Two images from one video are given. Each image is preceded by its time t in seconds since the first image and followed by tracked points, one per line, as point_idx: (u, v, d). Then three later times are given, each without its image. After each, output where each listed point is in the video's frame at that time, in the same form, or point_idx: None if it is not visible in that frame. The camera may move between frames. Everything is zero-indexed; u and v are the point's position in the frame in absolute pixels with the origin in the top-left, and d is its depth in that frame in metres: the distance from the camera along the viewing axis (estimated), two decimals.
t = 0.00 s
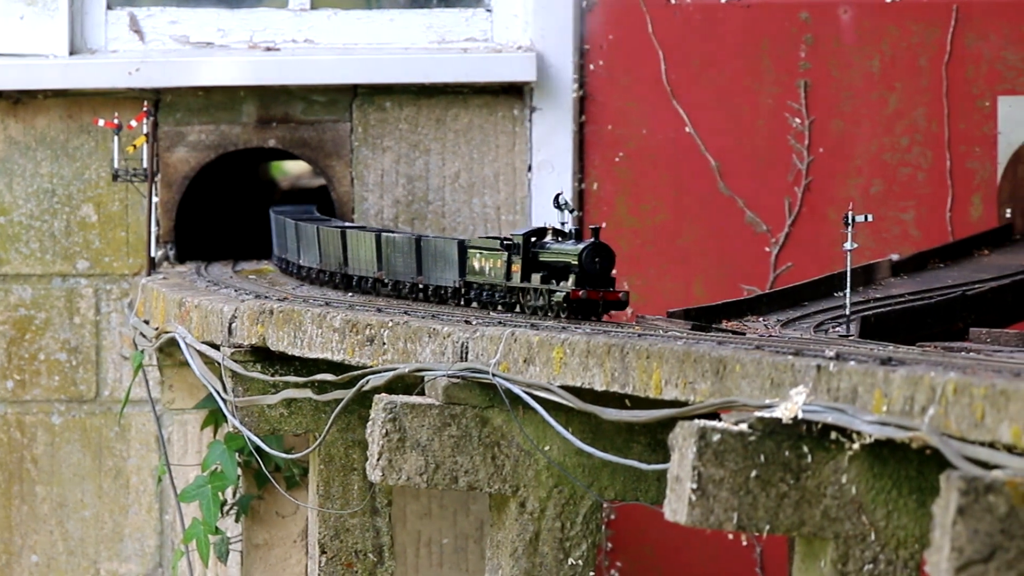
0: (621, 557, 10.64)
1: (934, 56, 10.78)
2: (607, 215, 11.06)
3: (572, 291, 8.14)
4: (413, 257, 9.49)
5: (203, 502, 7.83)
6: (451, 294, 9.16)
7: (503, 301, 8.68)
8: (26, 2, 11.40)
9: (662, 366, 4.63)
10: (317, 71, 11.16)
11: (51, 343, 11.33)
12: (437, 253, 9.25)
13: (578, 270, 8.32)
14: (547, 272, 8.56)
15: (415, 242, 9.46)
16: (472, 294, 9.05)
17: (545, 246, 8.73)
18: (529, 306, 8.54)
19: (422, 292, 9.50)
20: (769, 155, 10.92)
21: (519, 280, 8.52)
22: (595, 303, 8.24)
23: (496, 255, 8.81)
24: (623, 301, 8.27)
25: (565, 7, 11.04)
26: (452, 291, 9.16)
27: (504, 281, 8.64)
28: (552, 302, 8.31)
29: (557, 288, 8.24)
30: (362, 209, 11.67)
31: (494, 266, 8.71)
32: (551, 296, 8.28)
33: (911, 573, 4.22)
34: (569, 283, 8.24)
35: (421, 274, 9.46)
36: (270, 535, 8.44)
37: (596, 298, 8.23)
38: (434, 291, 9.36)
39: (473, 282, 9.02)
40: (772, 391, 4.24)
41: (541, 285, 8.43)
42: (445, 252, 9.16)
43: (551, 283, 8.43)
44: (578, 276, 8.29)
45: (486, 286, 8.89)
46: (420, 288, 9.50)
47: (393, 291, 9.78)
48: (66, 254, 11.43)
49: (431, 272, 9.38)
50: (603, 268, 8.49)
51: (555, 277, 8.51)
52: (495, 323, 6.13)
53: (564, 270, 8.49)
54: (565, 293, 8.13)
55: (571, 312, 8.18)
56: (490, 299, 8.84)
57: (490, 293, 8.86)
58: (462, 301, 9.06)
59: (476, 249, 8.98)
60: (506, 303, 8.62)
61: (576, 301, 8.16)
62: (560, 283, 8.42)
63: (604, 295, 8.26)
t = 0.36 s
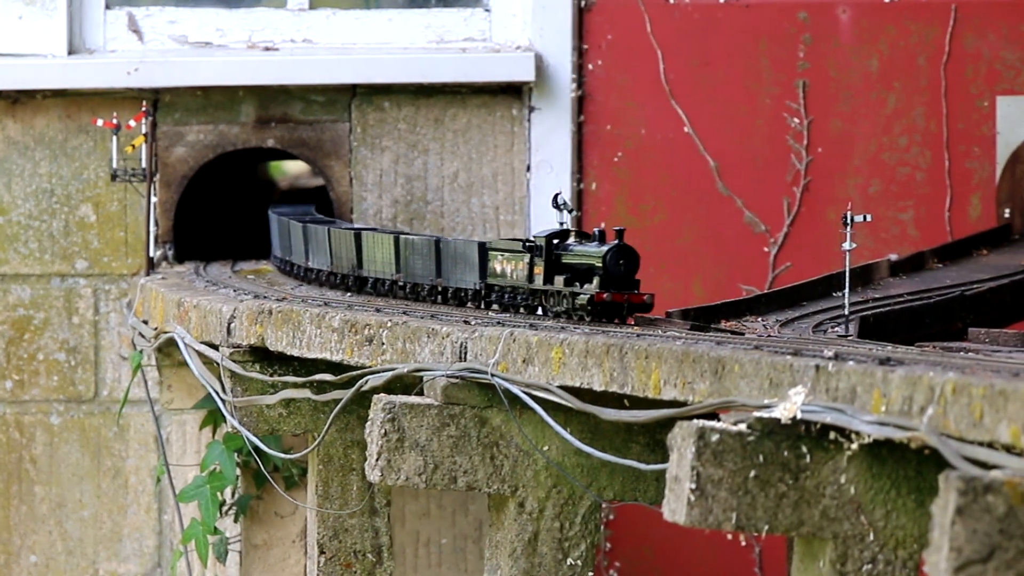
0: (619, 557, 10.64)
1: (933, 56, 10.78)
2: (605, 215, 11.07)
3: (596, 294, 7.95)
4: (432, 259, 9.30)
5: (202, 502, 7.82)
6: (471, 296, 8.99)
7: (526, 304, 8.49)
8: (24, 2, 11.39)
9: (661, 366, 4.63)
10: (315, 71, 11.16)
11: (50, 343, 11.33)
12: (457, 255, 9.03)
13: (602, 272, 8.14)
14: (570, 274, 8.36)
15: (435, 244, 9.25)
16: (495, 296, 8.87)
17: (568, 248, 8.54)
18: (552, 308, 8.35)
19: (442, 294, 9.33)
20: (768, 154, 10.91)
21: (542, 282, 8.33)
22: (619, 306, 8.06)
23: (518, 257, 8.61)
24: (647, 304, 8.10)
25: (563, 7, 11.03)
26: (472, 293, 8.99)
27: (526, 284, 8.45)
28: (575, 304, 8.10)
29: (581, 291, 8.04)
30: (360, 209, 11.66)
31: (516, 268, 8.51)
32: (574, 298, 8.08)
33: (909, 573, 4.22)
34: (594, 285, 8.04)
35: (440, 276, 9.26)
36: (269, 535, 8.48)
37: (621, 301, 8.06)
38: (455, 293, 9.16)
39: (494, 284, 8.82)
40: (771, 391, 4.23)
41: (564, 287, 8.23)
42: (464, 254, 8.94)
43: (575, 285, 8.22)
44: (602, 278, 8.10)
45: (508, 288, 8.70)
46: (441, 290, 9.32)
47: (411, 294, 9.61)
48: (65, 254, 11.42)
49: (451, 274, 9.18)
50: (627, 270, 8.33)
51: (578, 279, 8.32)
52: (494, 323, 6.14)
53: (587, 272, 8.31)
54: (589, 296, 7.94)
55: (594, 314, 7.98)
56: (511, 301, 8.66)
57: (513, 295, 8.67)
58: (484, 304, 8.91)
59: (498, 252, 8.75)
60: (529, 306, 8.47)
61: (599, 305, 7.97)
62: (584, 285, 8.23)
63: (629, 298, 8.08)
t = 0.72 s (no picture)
0: (613, 555, 10.66)
1: (927, 54, 10.68)
2: (600, 214, 11.08)
3: (617, 294, 7.57)
4: (448, 259, 8.88)
5: (196, 500, 7.82)
6: (489, 297, 8.56)
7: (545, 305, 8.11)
8: None
9: (655, 364, 4.63)
10: (309, 69, 11.17)
11: (44, 341, 11.32)
12: (473, 254, 8.62)
13: (623, 272, 7.80)
14: (590, 275, 8.02)
15: (450, 244, 8.86)
16: (512, 296, 8.47)
17: (588, 247, 8.17)
18: (570, 309, 7.95)
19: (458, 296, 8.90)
20: (762, 153, 10.88)
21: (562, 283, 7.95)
22: (641, 308, 7.69)
23: (537, 257, 8.24)
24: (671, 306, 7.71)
25: (557, 6, 11.05)
26: (489, 294, 8.57)
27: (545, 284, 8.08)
28: (595, 305, 7.72)
29: (602, 292, 7.67)
30: (354, 206, 11.65)
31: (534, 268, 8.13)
32: (595, 299, 7.71)
33: (902, 570, 4.24)
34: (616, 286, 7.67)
35: (455, 276, 8.84)
36: (263, 533, 8.51)
37: (643, 302, 7.66)
38: (471, 293, 8.72)
39: (512, 284, 8.43)
40: (765, 389, 4.24)
41: (584, 288, 7.84)
42: (481, 254, 8.53)
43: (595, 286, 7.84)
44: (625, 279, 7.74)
45: (526, 288, 8.31)
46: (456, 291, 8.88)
47: (426, 296, 9.16)
48: (58, 252, 11.40)
49: (467, 274, 8.74)
50: (649, 271, 7.98)
51: (598, 281, 7.97)
52: (488, 323, 5.94)
53: (608, 273, 7.97)
54: (611, 297, 7.55)
55: (615, 316, 7.60)
56: (529, 302, 8.30)
57: (529, 296, 8.30)
58: (501, 305, 8.51)
59: (515, 251, 8.38)
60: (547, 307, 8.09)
61: (621, 306, 7.58)
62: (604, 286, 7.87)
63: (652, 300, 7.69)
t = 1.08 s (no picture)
0: (605, 555, 10.68)
1: (918, 54, 10.69)
2: (591, 214, 11.07)
3: (637, 295, 7.25)
4: (462, 261, 8.69)
5: (186, 500, 7.79)
6: (505, 300, 8.31)
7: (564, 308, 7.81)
8: None
9: (646, 363, 4.64)
10: (301, 69, 11.16)
11: (35, 341, 11.31)
12: (487, 256, 8.41)
13: (643, 274, 7.44)
14: (609, 277, 7.70)
15: (465, 245, 8.66)
16: (526, 299, 8.21)
17: (607, 249, 7.87)
18: (587, 312, 7.63)
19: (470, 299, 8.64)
20: (753, 152, 10.87)
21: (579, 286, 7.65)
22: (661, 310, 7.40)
23: (552, 259, 7.96)
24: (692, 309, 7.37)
25: (549, 6, 11.05)
26: (504, 296, 8.34)
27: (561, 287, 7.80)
28: (614, 308, 7.42)
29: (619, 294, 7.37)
30: (346, 206, 11.64)
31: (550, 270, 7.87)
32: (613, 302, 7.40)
33: (893, 569, 4.24)
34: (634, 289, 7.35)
35: (469, 278, 8.62)
36: (254, 533, 8.53)
37: (663, 304, 7.29)
38: (483, 296, 8.47)
39: (529, 286, 8.12)
40: (756, 389, 4.25)
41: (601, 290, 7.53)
42: (496, 256, 8.34)
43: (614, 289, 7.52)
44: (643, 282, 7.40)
45: (543, 290, 8.00)
46: (469, 294, 8.65)
47: (439, 300, 8.94)
48: (50, 252, 11.39)
49: (481, 276, 8.51)
50: (669, 274, 7.62)
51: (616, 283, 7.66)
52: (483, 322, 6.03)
53: (627, 275, 7.63)
54: (630, 298, 7.25)
55: (635, 319, 7.31)
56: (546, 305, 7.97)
57: (547, 299, 7.99)
58: (515, 307, 8.26)
59: (532, 252, 8.10)
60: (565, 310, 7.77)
61: (640, 308, 7.26)
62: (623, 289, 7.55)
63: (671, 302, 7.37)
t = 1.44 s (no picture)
0: (579, 553, 10.68)
1: (892, 54, 10.65)
2: (565, 212, 11.08)
3: (641, 298, 6.91)
4: (459, 262, 8.31)
5: (160, 499, 7.79)
6: (505, 302, 7.99)
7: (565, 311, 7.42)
8: None
9: (620, 363, 4.67)
10: (275, 68, 11.15)
11: (8, 340, 11.27)
12: (486, 257, 8.06)
13: (647, 276, 7.03)
14: (611, 279, 7.29)
15: (461, 245, 8.27)
16: (527, 300, 7.86)
17: (610, 250, 7.46)
18: (590, 314, 7.30)
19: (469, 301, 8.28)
20: (727, 151, 10.84)
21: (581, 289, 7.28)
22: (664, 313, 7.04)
23: (553, 261, 7.54)
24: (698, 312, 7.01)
25: (523, 5, 11.05)
26: (503, 297, 8.01)
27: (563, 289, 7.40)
28: (616, 310, 7.11)
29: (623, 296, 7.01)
30: (320, 205, 11.61)
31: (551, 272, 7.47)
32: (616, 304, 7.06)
33: (867, 569, 4.31)
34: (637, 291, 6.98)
35: (467, 280, 8.24)
36: (229, 532, 8.52)
37: (667, 308, 6.98)
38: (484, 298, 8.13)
39: (528, 288, 7.72)
40: (730, 388, 4.29)
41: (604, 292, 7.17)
42: (496, 257, 8.00)
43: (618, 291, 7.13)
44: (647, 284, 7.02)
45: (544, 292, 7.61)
46: (468, 295, 8.27)
47: (437, 302, 8.59)
48: (23, 251, 11.35)
49: (479, 278, 8.15)
50: (674, 276, 7.21)
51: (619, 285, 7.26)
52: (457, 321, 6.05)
53: (630, 277, 7.21)
54: (633, 301, 6.91)
55: (638, 322, 6.99)
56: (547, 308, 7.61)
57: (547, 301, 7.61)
58: (515, 309, 7.93)
59: (530, 253, 7.69)
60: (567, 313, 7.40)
61: (644, 311, 6.93)
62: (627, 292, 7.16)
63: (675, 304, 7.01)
